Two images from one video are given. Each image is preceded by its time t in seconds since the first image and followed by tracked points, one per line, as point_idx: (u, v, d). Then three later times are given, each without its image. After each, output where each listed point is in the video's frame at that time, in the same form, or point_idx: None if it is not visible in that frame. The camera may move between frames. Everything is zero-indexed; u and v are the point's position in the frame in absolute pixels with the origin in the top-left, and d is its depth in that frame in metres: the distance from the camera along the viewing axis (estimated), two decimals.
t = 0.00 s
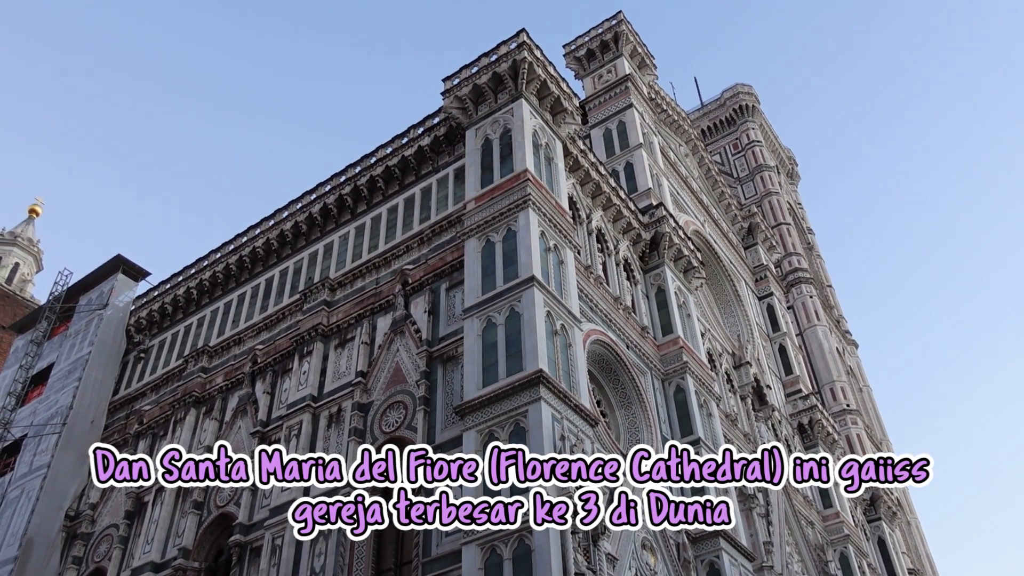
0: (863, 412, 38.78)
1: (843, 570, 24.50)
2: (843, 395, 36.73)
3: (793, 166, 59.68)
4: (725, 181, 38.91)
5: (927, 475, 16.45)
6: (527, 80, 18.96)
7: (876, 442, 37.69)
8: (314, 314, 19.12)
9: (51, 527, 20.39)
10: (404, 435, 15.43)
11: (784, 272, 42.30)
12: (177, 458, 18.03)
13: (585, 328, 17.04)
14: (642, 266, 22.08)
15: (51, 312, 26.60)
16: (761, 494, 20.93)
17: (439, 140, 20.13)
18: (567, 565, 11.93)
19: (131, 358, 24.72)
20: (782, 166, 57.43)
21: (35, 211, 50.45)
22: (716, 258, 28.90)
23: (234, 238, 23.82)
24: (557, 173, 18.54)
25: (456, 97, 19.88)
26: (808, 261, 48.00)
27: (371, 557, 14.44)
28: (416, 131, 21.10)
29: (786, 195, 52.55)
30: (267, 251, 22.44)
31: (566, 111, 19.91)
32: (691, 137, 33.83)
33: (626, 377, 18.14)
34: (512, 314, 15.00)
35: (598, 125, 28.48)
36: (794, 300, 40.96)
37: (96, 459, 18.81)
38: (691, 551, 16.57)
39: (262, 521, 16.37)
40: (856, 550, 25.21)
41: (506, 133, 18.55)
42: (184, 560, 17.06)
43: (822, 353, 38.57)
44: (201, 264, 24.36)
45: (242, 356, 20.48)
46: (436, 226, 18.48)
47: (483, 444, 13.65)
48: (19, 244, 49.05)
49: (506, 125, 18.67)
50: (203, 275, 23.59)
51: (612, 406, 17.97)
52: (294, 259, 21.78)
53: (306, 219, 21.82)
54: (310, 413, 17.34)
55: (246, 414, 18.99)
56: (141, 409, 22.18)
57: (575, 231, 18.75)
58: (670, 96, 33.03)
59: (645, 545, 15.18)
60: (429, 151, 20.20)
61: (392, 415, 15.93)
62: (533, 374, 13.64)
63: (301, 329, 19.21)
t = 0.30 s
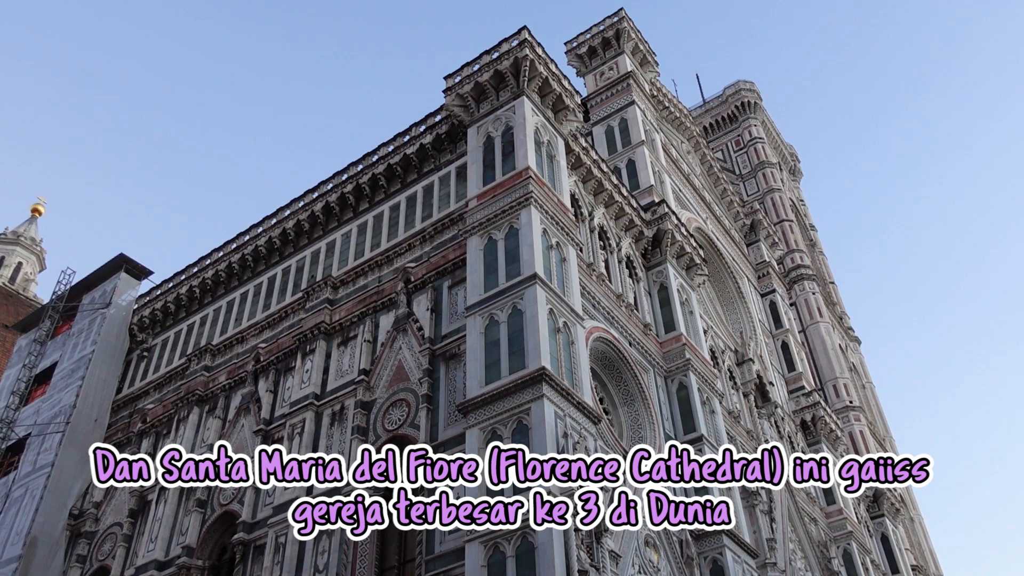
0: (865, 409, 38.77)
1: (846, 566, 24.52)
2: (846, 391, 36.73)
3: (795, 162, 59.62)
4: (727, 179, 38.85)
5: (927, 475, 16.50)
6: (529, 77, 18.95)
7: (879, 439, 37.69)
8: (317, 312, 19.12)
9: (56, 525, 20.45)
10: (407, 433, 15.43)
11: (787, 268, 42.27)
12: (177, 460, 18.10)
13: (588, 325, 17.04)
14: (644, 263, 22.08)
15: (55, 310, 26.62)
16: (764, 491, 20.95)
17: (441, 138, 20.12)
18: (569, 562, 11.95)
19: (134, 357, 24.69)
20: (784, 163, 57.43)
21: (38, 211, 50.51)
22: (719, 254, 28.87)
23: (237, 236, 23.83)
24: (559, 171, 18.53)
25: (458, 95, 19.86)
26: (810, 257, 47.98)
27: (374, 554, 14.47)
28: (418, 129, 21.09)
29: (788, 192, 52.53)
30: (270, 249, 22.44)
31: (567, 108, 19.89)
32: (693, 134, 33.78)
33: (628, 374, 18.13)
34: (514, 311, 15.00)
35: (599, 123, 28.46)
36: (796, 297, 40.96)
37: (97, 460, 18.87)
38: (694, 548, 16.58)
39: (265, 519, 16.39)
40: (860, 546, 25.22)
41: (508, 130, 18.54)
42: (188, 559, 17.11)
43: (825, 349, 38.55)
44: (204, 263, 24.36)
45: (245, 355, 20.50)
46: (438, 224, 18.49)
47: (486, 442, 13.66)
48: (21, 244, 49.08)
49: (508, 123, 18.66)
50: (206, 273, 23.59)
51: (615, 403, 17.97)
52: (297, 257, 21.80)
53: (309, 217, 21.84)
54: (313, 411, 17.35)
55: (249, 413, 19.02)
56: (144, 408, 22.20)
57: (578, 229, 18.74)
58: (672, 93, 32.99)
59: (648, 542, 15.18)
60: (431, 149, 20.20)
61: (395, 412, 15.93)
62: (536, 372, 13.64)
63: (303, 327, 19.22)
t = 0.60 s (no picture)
0: (868, 406, 38.77)
1: (849, 563, 24.54)
2: (848, 389, 36.74)
3: (797, 159, 59.60)
4: (730, 176, 38.82)
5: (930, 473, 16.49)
6: (530, 75, 18.94)
7: (882, 436, 37.70)
8: (319, 311, 19.13)
9: (58, 524, 20.47)
10: (409, 431, 15.43)
11: (789, 266, 42.25)
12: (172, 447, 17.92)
13: (590, 324, 17.03)
14: (646, 261, 22.07)
15: (57, 310, 26.68)
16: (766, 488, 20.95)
17: (442, 136, 20.12)
18: (573, 559, 11.96)
19: (135, 357, 24.41)
20: (786, 160, 57.40)
21: (41, 210, 50.57)
22: (721, 252, 28.85)
23: (238, 235, 23.85)
24: (561, 168, 18.52)
25: (459, 92, 19.84)
26: (812, 254, 47.96)
27: (377, 553, 14.49)
28: (419, 127, 21.09)
29: (790, 189, 52.52)
30: (271, 248, 22.44)
31: (569, 106, 19.87)
32: (694, 131, 33.74)
33: (631, 372, 18.13)
34: (516, 309, 15.00)
35: (601, 120, 28.44)
36: (798, 294, 40.95)
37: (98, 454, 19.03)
38: (697, 546, 16.59)
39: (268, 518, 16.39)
40: (862, 543, 25.24)
41: (510, 128, 18.54)
42: (191, 557, 17.12)
43: (827, 346, 38.52)
44: (205, 262, 24.37)
45: (247, 354, 20.52)
46: (440, 222, 18.49)
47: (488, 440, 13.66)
48: (23, 244, 49.17)
49: (509, 121, 18.66)
50: (207, 272, 23.60)
51: (617, 400, 17.97)
52: (299, 256, 21.80)
53: (311, 216, 21.84)
54: (315, 410, 17.37)
55: (252, 412, 19.03)
56: (146, 407, 22.21)
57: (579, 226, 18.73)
58: (673, 91, 32.98)
59: (651, 539, 15.16)
60: (433, 147, 20.19)
61: (397, 411, 15.94)
62: (538, 370, 13.64)
63: (305, 326, 19.23)
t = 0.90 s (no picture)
0: (869, 403, 38.76)
1: (850, 561, 24.54)
2: (849, 386, 36.74)
3: (797, 157, 59.59)
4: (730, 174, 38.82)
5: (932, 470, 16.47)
6: (530, 73, 18.94)
7: (883, 433, 37.69)
8: (320, 310, 19.13)
9: (60, 524, 20.48)
10: (410, 429, 15.43)
11: (790, 263, 42.24)
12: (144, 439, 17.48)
13: (590, 322, 17.03)
14: (647, 259, 22.06)
15: (58, 310, 26.68)
16: (767, 486, 20.94)
17: (442, 135, 20.11)
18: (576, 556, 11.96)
19: (136, 356, 24.52)
20: (787, 158, 57.41)
21: (42, 210, 50.61)
22: (721, 250, 28.85)
23: (239, 235, 23.86)
24: (561, 167, 18.52)
25: (459, 91, 19.83)
26: (813, 252, 47.96)
27: (379, 551, 14.51)
28: (419, 126, 21.08)
29: (790, 187, 52.52)
30: (271, 247, 22.44)
31: (569, 104, 19.86)
32: (695, 129, 33.72)
33: (631, 369, 18.15)
34: (517, 308, 15.00)
35: (601, 118, 28.43)
36: (799, 292, 40.95)
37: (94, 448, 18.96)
38: (698, 544, 16.58)
39: (270, 517, 16.41)
40: (864, 541, 25.24)
41: (510, 127, 18.53)
42: (192, 556, 17.14)
43: (828, 344, 38.50)
44: (206, 261, 24.38)
45: (248, 353, 20.53)
46: (441, 221, 18.49)
47: (490, 438, 13.66)
48: (25, 243, 49.24)
49: (509, 119, 18.65)
50: (208, 272, 23.62)
51: (618, 398, 17.96)
52: (299, 255, 21.81)
53: (311, 215, 21.84)
54: (316, 409, 17.39)
55: (253, 411, 19.03)
56: (148, 406, 22.21)
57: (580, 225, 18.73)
58: (673, 88, 32.97)
59: (652, 537, 15.13)
60: (433, 146, 20.19)
61: (398, 409, 15.94)
62: (539, 368, 13.65)
63: (306, 325, 19.24)
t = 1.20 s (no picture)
0: (868, 400, 38.80)
1: (849, 558, 24.58)
2: (849, 384, 36.78)
3: (796, 154, 59.60)
4: (730, 172, 38.80)
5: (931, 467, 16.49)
6: (529, 72, 18.92)
7: (882, 431, 37.72)
8: (319, 308, 19.12)
9: (60, 523, 20.48)
10: (410, 428, 15.43)
11: (789, 261, 42.27)
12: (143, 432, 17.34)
13: (590, 320, 17.03)
14: (646, 257, 22.07)
15: (57, 309, 26.67)
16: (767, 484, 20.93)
17: (441, 133, 20.10)
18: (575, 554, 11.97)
19: (136, 355, 24.59)
20: (786, 156, 57.43)
21: (41, 209, 50.59)
22: (721, 248, 28.86)
23: (238, 233, 23.84)
24: (560, 165, 18.51)
25: (458, 89, 19.82)
26: (812, 250, 47.98)
27: (379, 550, 14.53)
28: (419, 124, 21.07)
29: (789, 184, 52.53)
30: (271, 246, 22.43)
31: (568, 101, 19.85)
32: (694, 127, 33.71)
33: (630, 367, 18.16)
34: (516, 306, 15.00)
35: (600, 116, 28.42)
36: (799, 289, 40.97)
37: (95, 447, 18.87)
38: (698, 541, 16.58)
39: (269, 515, 16.43)
40: (863, 538, 25.28)
41: (509, 125, 18.53)
42: (192, 555, 17.16)
43: (828, 342, 38.52)
44: (205, 260, 24.36)
45: (247, 351, 20.53)
46: (440, 219, 18.48)
47: (489, 436, 13.66)
48: (24, 242, 49.20)
49: (508, 117, 18.64)
50: (207, 271, 23.60)
51: (617, 396, 17.96)
52: (298, 254, 21.81)
53: (310, 213, 21.82)
54: (316, 407, 17.38)
55: (252, 409, 19.04)
56: (147, 405, 22.20)
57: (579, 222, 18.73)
58: (672, 86, 32.96)
59: (651, 535, 15.12)
60: (432, 144, 20.18)
61: (398, 408, 15.94)
62: (538, 366, 13.65)
63: (305, 323, 19.24)
